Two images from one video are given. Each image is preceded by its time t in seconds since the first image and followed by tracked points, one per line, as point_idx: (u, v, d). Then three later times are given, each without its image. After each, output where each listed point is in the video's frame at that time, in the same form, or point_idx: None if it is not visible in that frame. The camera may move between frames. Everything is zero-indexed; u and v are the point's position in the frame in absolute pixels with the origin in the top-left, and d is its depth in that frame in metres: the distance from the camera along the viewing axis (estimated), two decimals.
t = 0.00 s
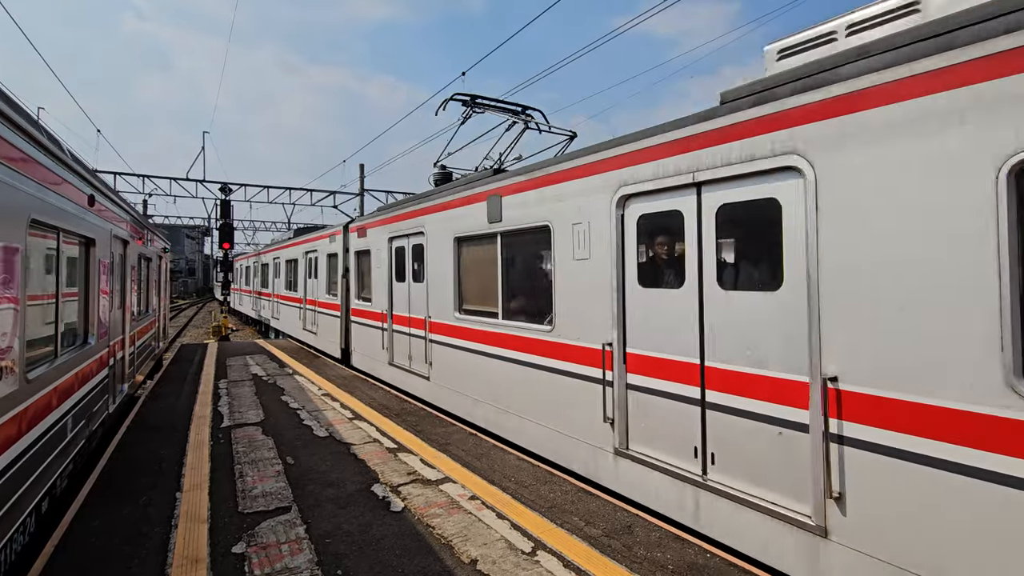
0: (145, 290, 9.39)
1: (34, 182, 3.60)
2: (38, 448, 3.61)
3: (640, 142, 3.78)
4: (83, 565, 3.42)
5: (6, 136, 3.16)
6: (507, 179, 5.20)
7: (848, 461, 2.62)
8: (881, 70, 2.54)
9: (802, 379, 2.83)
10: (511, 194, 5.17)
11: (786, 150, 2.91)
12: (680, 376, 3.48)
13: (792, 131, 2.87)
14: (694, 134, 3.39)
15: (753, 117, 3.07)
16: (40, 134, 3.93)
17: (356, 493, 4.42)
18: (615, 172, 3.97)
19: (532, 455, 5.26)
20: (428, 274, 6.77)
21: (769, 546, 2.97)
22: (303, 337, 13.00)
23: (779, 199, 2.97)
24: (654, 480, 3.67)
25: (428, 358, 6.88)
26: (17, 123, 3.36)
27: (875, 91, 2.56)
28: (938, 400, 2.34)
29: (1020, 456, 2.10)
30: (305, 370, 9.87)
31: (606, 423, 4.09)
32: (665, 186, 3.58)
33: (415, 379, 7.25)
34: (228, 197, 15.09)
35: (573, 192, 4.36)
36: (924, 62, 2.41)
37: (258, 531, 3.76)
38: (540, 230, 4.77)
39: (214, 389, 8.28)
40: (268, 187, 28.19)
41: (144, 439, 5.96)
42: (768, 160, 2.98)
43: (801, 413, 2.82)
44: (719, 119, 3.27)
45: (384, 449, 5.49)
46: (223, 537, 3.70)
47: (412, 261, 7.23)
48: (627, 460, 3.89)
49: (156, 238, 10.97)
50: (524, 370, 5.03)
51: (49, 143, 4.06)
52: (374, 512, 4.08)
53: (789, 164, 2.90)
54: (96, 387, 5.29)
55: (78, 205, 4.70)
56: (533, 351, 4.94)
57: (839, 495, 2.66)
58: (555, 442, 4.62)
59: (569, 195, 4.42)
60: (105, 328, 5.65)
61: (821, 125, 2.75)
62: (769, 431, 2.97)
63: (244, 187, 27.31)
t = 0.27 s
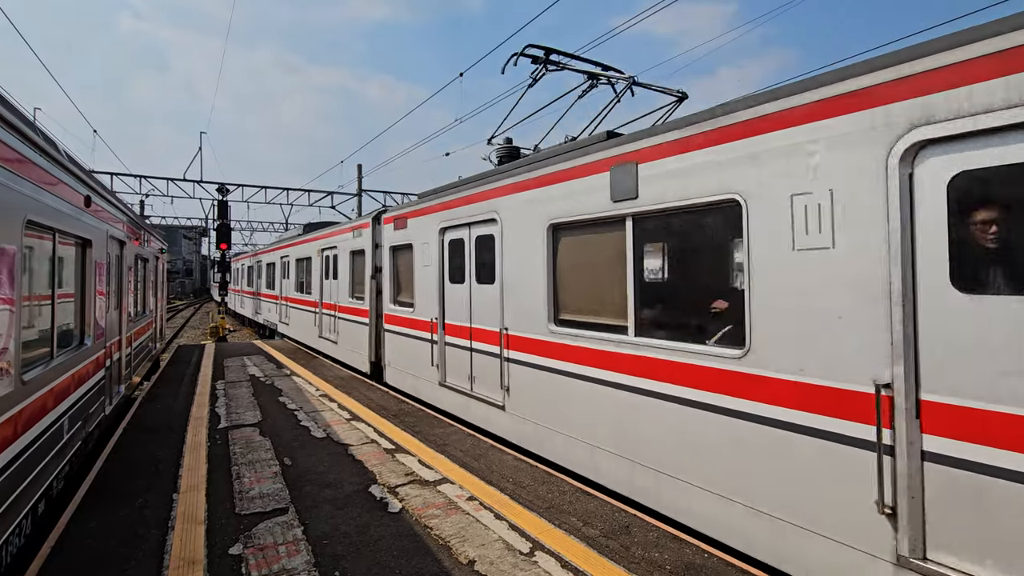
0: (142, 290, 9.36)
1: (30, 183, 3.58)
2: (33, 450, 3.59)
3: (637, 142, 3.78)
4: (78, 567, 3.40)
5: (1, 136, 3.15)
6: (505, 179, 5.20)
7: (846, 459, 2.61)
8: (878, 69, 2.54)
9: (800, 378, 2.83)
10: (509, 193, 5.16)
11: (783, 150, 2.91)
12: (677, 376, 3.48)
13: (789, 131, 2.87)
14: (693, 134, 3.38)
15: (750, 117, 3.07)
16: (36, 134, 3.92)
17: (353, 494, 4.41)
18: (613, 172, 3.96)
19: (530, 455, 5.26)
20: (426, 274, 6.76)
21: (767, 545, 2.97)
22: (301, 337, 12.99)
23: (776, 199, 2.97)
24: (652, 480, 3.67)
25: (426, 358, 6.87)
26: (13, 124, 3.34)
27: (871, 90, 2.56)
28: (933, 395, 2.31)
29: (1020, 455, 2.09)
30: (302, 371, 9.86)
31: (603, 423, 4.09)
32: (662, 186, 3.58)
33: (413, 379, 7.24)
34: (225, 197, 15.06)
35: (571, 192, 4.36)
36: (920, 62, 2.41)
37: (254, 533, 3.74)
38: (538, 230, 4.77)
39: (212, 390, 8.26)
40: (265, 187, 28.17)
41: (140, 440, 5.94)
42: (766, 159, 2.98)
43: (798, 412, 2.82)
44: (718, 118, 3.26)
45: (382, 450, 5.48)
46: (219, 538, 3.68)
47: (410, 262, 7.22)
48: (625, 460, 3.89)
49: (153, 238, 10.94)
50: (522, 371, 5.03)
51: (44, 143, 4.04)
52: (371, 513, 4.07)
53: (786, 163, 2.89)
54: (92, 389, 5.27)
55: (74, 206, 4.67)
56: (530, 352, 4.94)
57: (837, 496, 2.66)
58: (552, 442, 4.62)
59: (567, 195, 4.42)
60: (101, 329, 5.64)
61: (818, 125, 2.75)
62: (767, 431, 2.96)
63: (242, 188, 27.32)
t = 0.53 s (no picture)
0: (139, 291, 9.34)
1: (26, 184, 3.57)
2: (30, 451, 3.58)
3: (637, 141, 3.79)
4: (76, 569, 3.39)
5: None
6: (505, 178, 5.20)
7: (846, 456, 2.63)
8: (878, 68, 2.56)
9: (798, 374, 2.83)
10: (508, 192, 5.16)
11: (781, 149, 2.92)
12: (676, 373, 3.48)
13: (787, 131, 2.89)
14: (694, 133, 3.39)
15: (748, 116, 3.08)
16: (33, 135, 3.91)
17: (352, 494, 4.40)
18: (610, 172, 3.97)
19: (528, 455, 5.27)
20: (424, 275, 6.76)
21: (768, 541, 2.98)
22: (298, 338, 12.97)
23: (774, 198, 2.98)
24: (650, 479, 3.67)
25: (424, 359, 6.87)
26: (9, 124, 3.34)
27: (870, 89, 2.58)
28: (936, 394, 2.35)
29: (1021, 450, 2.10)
30: (300, 372, 9.84)
31: (602, 423, 4.10)
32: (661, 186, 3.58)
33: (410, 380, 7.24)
34: (222, 198, 15.04)
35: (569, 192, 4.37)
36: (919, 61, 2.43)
37: (252, 534, 3.74)
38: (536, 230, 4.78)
39: (208, 392, 8.23)
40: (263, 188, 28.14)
41: (137, 442, 5.93)
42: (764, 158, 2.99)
43: (797, 410, 2.83)
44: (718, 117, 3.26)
45: (380, 450, 5.48)
46: (217, 540, 3.68)
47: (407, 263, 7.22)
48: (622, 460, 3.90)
49: (150, 239, 10.92)
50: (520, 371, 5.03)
51: (41, 144, 4.03)
52: (369, 513, 4.07)
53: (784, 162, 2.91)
54: (89, 390, 5.26)
55: (71, 207, 4.67)
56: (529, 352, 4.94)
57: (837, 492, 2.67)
58: (551, 442, 4.62)
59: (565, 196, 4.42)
60: (98, 330, 5.62)
61: (815, 125, 2.76)
62: (765, 429, 2.97)
63: (239, 188, 27.27)
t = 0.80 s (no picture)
0: (138, 292, 9.33)
1: (23, 185, 3.56)
2: (27, 453, 3.57)
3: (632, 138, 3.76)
4: (73, 570, 3.39)
5: None
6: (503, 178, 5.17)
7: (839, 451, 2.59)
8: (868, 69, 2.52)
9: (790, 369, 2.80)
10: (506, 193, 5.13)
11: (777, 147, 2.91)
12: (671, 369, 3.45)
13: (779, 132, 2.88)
14: (694, 129, 3.30)
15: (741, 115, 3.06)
16: (30, 137, 3.90)
17: (350, 495, 4.40)
18: (608, 173, 3.97)
19: (526, 456, 5.25)
20: (422, 275, 6.75)
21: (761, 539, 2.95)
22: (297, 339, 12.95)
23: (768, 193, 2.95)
24: (647, 478, 3.66)
25: (422, 360, 6.86)
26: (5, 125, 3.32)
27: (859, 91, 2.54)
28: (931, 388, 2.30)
29: None
30: (299, 373, 9.83)
31: (598, 424, 4.09)
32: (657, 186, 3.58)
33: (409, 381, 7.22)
34: (221, 198, 15.03)
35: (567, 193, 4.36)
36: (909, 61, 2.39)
37: (250, 535, 3.74)
38: (533, 231, 4.78)
39: (208, 392, 8.23)
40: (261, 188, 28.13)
41: (135, 443, 5.91)
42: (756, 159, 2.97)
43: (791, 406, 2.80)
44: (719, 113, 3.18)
45: (378, 451, 5.47)
46: (215, 541, 3.67)
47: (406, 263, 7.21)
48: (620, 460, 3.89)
49: (149, 240, 10.92)
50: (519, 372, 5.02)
51: (37, 145, 4.02)
52: (367, 514, 4.06)
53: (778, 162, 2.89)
54: (87, 391, 5.24)
55: (68, 208, 4.66)
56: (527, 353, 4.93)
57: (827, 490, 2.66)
58: (549, 443, 4.62)
59: (562, 196, 4.42)
60: (96, 331, 5.62)
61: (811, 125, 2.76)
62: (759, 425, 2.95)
63: (238, 190, 27.27)
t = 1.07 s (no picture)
0: (136, 293, 9.33)
1: (20, 185, 3.55)
2: (25, 454, 3.56)
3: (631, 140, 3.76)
4: (71, 571, 3.38)
5: None
6: (501, 180, 5.17)
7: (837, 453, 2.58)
8: (863, 71, 2.51)
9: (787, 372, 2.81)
10: (504, 194, 5.14)
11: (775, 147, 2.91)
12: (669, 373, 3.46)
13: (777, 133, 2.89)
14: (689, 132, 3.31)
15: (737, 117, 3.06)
16: (29, 137, 3.90)
17: (348, 496, 4.39)
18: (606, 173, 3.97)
19: (525, 457, 5.25)
20: (421, 275, 6.75)
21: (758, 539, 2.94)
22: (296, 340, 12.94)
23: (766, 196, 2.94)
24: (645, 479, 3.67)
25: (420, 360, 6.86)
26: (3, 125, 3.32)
27: (854, 94, 2.53)
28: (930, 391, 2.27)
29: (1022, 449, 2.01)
30: (298, 373, 9.83)
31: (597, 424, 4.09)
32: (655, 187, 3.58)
33: (408, 382, 7.22)
34: (220, 199, 15.02)
35: (566, 193, 4.36)
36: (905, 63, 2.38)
37: (249, 536, 3.73)
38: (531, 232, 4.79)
39: (207, 393, 8.23)
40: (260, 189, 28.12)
41: (134, 443, 5.91)
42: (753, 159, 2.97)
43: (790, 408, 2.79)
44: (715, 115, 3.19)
45: (376, 452, 5.47)
46: (213, 542, 3.67)
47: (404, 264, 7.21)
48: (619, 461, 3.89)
49: (147, 240, 10.91)
50: (517, 373, 5.02)
51: (35, 146, 4.01)
52: (366, 515, 4.06)
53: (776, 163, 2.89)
54: (85, 392, 5.24)
55: (67, 208, 4.65)
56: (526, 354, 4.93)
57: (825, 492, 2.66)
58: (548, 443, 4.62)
59: (560, 197, 4.42)
60: (95, 332, 5.62)
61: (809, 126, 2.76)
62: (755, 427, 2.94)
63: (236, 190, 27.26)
